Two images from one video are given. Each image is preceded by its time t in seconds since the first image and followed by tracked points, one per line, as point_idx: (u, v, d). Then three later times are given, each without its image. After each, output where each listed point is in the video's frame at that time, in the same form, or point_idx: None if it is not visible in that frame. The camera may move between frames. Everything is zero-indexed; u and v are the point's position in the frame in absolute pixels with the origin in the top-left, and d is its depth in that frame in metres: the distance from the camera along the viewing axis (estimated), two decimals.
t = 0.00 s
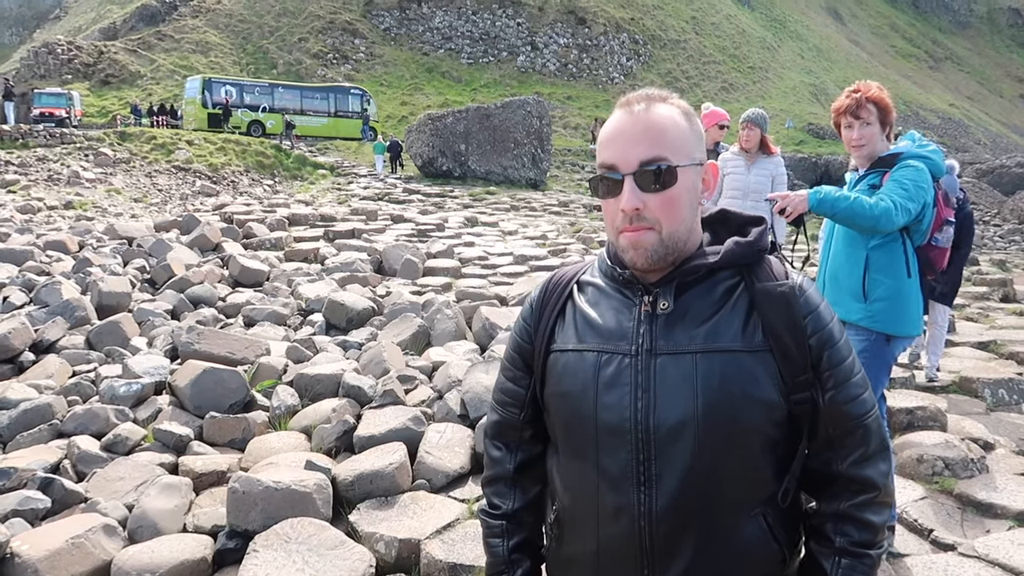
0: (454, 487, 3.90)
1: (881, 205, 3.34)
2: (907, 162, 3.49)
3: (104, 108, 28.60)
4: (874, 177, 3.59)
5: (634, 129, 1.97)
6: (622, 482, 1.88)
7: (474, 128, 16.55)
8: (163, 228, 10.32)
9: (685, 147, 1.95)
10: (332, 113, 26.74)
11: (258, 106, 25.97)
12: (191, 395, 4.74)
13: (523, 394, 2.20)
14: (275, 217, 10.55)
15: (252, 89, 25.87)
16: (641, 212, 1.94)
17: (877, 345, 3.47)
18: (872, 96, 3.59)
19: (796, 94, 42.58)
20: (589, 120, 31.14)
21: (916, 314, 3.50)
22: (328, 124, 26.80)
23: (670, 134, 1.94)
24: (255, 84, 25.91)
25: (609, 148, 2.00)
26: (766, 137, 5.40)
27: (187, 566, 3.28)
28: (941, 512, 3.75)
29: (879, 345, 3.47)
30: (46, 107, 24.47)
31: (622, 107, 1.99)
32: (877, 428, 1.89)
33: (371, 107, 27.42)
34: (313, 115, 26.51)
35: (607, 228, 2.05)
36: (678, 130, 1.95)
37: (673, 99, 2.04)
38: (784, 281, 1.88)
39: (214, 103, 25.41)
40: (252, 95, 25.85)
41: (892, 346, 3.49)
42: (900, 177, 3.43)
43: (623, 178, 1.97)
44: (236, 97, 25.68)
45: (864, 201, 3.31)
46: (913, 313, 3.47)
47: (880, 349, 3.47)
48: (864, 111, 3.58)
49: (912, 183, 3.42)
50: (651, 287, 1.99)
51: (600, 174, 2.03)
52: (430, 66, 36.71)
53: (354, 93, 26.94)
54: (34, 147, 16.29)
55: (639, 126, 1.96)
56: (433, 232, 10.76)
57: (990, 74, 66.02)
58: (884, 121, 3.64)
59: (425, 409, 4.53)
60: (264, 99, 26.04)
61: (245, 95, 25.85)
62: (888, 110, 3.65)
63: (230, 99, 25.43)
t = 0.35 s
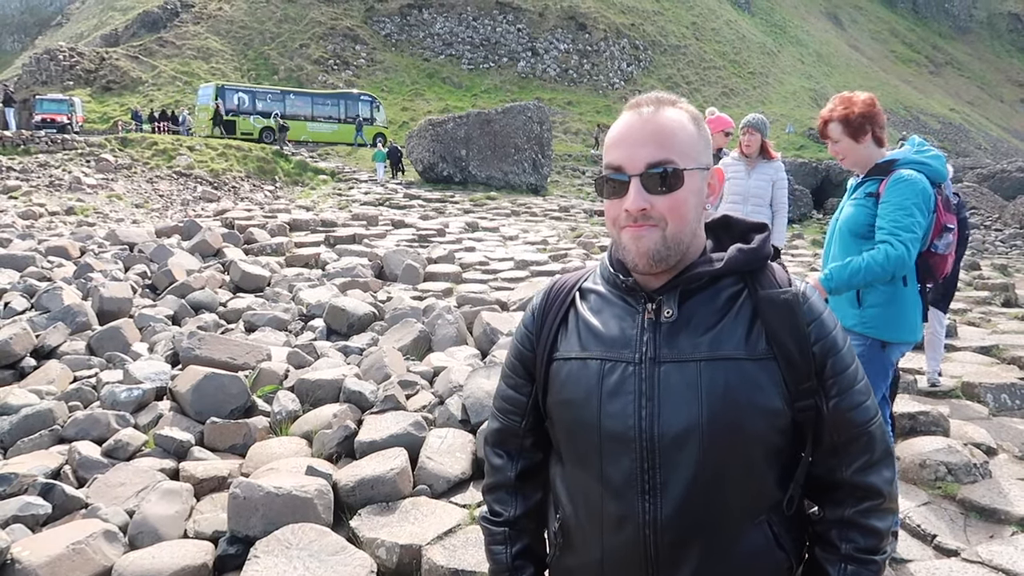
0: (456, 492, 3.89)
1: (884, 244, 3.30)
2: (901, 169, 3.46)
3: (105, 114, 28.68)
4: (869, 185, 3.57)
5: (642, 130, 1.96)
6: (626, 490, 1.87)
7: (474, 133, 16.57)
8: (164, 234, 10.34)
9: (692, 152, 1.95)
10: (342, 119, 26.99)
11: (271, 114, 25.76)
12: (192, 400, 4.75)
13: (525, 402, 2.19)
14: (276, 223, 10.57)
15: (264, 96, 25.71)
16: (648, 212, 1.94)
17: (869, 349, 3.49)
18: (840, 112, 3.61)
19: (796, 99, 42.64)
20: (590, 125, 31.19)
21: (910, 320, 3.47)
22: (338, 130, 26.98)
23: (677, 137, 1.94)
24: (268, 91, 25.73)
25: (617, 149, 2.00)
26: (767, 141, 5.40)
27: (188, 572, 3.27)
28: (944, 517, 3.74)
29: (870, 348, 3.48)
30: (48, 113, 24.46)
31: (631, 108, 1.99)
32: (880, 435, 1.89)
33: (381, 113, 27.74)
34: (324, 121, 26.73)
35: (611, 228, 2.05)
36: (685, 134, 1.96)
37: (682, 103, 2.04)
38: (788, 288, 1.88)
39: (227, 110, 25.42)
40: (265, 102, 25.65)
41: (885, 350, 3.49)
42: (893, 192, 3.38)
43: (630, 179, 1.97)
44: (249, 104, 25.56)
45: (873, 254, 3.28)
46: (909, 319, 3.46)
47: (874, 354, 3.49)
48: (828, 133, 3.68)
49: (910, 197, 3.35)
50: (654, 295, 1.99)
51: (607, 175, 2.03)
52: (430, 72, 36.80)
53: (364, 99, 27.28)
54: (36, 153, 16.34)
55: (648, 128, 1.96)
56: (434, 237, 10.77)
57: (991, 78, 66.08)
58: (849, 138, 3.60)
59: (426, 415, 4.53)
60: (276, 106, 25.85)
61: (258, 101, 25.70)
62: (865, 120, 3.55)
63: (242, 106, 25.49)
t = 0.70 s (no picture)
0: (458, 494, 3.88)
1: (890, 259, 3.29)
2: (894, 170, 3.40)
3: (108, 116, 28.74)
4: (864, 186, 3.54)
5: (651, 128, 1.95)
6: (633, 490, 1.86)
7: (476, 135, 16.55)
8: (165, 236, 10.34)
9: (702, 149, 1.95)
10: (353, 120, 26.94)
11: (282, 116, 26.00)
12: (194, 402, 4.74)
13: (530, 402, 2.19)
14: (278, 224, 10.57)
15: (276, 99, 25.94)
16: (660, 210, 1.93)
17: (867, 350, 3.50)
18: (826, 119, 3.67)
19: (797, 100, 42.65)
20: (592, 127, 31.18)
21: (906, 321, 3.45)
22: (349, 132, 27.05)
23: (686, 136, 1.94)
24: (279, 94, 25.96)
25: (625, 147, 1.99)
26: (770, 142, 5.39)
27: (190, 573, 3.26)
28: (948, 519, 3.73)
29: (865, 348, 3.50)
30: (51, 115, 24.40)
31: (638, 105, 1.98)
32: (888, 436, 1.88)
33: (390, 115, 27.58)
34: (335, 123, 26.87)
35: (620, 227, 2.04)
36: (694, 132, 1.95)
37: (689, 99, 2.03)
38: (795, 287, 1.87)
39: (240, 112, 25.67)
40: (276, 104, 25.91)
41: (881, 349, 3.50)
42: (886, 197, 3.35)
43: (639, 177, 1.96)
44: (261, 107, 25.78)
45: (886, 277, 3.28)
46: (909, 320, 3.44)
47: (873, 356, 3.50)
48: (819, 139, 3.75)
49: (904, 200, 3.30)
50: (661, 293, 1.98)
51: (616, 174, 2.02)
52: (432, 73, 36.83)
53: (374, 101, 27.27)
54: (38, 155, 16.36)
55: (657, 125, 1.95)
56: (436, 238, 10.77)
57: (992, 79, 66.02)
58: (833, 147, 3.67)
59: (428, 416, 4.52)
60: (287, 109, 26.14)
61: (270, 105, 25.95)
62: (850, 128, 3.58)
63: (255, 109, 25.70)
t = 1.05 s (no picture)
0: (461, 492, 3.89)
1: (892, 255, 3.28)
2: (893, 167, 3.39)
3: (113, 115, 28.80)
4: (864, 183, 3.54)
5: (655, 126, 1.95)
6: (634, 490, 1.86)
7: (480, 133, 16.55)
8: (170, 234, 10.37)
9: (706, 148, 1.95)
10: (365, 120, 27.00)
11: (294, 114, 26.04)
12: (198, 400, 4.75)
13: (532, 403, 2.19)
14: (282, 222, 10.59)
15: (288, 98, 25.98)
16: (666, 207, 1.94)
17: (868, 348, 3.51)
18: (844, 105, 3.65)
19: (802, 98, 42.53)
20: (596, 125, 31.14)
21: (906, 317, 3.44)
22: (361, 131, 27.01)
23: (691, 132, 1.94)
24: (291, 93, 26.04)
25: (630, 145, 1.98)
26: (774, 140, 5.38)
27: (194, 571, 3.27)
28: (952, 518, 3.72)
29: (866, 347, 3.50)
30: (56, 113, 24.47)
31: (641, 103, 1.98)
32: (891, 437, 1.87)
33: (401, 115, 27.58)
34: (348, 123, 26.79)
35: (623, 225, 2.04)
36: (699, 130, 1.95)
37: (691, 99, 2.04)
38: (798, 288, 1.86)
39: (252, 112, 25.75)
40: (289, 104, 25.94)
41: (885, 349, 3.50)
42: (885, 193, 3.34)
43: (645, 174, 1.96)
44: (274, 106, 25.75)
45: (891, 272, 3.27)
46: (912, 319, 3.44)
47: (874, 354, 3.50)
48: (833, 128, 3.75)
49: (904, 195, 3.30)
50: (663, 294, 1.98)
51: (619, 172, 2.02)
52: (435, 72, 36.81)
53: (384, 100, 27.34)
54: (43, 154, 16.41)
55: (661, 123, 1.95)
56: (439, 237, 10.78)
57: (998, 77, 65.73)
58: (847, 133, 3.64)
59: (432, 414, 4.53)
60: (299, 108, 26.17)
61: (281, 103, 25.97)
62: (867, 119, 3.57)
63: (268, 107, 25.74)
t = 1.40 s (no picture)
0: (445, 493, 3.87)
1: (876, 256, 3.31)
2: (884, 168, 3.39)
3: (96, 113, 28.52)
4: (854, 183, 3.54)
5: (633, 129, 1.94)
6: (618, 491, 1.86)
7: (466, 133, 16.54)
8: (153, 233, 10.28)
9: (683, 151, 1.93)
10: (356, 119, 26.95)
11: (286, 113, 25.95)
12: (181, 401, 4.71)
13: (515, 403, 2.17)
14: (266, 222, 10.51)
15: (280, 96, 25.92)
16: (638, 214, 1.93)
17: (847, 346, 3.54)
18: (841, 102, 3.62)
19: (787, 99, 42.79)
20: (582, 125, 31.19)
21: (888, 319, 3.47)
22: (353, 130, 26.96)
23: (667, 135, 1.93)
24: (284, 91, 25.95)
25: (606, 148, 1.98)
26: (758, 141, 5.40)
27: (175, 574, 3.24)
28: (934, 517, 3.74)
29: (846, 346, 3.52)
30: (38, 111, 24.27)
31: (620, 106, 1.98)
32: (873, 437, 1.88)
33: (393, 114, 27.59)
34: (338, 122, 26.71)
35: (602, 231, 2.04)
36: (675, 133, 1.94)
37: (674, 101, 2.03)
38: (782, 287, 1.86)
39: (245, 111, 25.62)
40: (281, 102, 25.85)
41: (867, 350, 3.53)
42: (875, 194, 3.35)
43: (620, 180, 1.95)
44: (267, 105, 25.74)
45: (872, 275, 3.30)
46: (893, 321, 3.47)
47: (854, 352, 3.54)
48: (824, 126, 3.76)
49: (893, 198, 3.31)
50: (646, 293, 1.98)
51: (597, 177, 2.01)
52: (422, 70, 36.72)
53: (377, 100, 27.16)
54: (24, 151, 16.23)
55: (637, 128, 1.94)
56: (425, 236, 10.74)
57: (980, 79, 66.38)
58: (842, 130, 3.62)
59: (416, 414, 4.52)
60: (293, 106, 26.05)
61: (275, 102, 25.89)
62: (862, 118, 3.56)
63: (260, 106, 25.60)
